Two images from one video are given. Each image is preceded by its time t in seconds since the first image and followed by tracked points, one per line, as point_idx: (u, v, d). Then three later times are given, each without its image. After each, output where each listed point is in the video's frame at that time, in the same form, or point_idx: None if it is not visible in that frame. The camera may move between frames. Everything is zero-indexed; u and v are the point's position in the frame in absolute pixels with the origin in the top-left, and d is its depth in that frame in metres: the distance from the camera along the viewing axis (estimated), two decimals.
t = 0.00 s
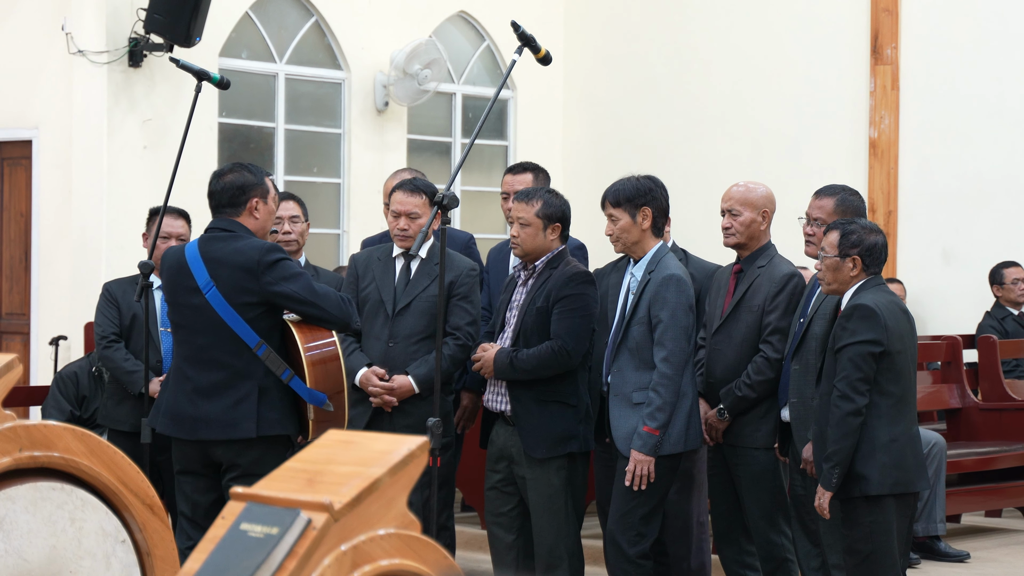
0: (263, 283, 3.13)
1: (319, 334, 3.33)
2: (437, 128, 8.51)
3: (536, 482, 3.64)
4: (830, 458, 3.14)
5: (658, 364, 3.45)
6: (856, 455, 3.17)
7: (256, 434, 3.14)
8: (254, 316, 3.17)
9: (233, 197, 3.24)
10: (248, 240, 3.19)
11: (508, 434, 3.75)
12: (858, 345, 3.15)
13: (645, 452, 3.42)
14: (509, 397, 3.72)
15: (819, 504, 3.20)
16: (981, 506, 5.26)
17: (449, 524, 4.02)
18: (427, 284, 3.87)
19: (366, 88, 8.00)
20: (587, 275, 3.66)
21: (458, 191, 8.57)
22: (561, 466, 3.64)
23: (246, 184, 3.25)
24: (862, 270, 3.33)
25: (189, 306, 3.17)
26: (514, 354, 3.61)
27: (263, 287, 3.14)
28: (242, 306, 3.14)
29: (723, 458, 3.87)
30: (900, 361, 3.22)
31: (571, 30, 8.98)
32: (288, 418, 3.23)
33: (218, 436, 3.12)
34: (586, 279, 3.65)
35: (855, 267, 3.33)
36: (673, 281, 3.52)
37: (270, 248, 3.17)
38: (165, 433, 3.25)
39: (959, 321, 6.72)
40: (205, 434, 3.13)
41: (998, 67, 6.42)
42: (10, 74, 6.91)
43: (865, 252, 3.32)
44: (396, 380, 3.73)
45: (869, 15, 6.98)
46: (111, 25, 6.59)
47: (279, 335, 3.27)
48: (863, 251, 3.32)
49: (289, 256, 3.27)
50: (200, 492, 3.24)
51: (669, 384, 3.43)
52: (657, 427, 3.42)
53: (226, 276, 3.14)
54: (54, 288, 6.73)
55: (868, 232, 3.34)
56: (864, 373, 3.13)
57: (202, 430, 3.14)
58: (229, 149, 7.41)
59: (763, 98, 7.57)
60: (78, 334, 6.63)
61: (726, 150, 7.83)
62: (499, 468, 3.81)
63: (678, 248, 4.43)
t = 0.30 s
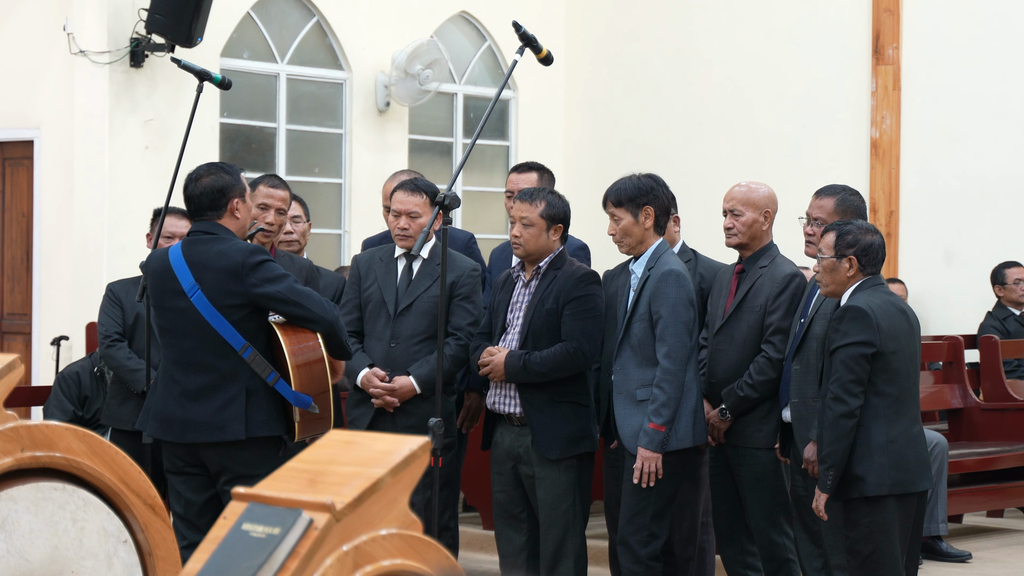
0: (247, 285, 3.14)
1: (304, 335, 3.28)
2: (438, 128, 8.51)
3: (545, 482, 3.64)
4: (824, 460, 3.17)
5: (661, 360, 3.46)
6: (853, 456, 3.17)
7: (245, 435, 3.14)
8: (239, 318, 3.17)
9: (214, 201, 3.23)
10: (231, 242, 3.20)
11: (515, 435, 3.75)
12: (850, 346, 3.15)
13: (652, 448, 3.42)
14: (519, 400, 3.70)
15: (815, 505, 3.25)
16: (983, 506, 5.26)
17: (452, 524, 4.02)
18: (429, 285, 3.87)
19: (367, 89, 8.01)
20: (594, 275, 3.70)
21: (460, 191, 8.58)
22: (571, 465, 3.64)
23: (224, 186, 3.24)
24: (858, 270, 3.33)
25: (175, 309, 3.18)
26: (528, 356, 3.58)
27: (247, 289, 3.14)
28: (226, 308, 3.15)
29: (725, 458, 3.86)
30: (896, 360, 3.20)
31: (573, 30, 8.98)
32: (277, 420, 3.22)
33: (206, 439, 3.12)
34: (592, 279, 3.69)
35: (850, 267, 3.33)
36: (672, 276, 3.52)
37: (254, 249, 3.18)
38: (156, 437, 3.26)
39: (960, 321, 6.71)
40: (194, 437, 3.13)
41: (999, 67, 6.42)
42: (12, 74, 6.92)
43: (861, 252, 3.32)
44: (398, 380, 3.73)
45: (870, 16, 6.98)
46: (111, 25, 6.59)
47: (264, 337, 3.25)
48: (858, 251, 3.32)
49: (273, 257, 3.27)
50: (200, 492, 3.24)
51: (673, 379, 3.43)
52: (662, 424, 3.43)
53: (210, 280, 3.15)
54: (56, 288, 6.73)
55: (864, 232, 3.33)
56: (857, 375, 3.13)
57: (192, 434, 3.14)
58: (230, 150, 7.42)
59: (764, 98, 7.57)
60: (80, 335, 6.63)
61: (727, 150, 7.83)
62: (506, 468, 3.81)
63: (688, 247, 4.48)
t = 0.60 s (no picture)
0: (235, 286, 3.14)
1: (295, 332, 3.33)
2: (439, 126, 8.51)
3: (544, 481, 3.64)
4: (825, 456, 3.17)
5: (664, 358, 3.46)
6: (853, 453, 3.18)
7: (237, 434, 3.15)
8: (228, 318, 3.17)
9: (205, 203, 3.21)
10: (216, 242, 3.19)
11: (514, 432, 3.75)
12: (851, 341, 3.15)
13: (657, 447, 3.42)
14: (519, 394, 3.70)
15: (816, 501, 3.25)
16: (984, 504, 5.25)
17: (452, 523, 4.02)
18: (429, 282, 3.88)
19: (368, 87, 8.01)
20: (599, 273, 3.69)
21: (461, 189, 8.58)
22: (570, 463, 3.64)
23: (214, 188, 3.23)
24: (858, 267, 3.33)
25: (165, 312, 3.17)
26: (531, 351, 3.58)
27: (235, 290, 3.14)
28: (215, 309, 3.15)
29: (727, 456, 3.86)
30: (896, 357, 3.20)
31: (574, 27, 8.98)
32: (269, 417, 3.24)
33: (198, 439, 3.12)
34: (598, 276, 3.68)
35: (850, 264, 3.33)
36: (673, 274, 3.52)
37: (240, 249, 3.18)
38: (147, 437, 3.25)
39: (962, 318, 6.70)
40: (187, 437, 3.13)
41: (1000, 65, 6.41)
42: (13, 72, 6.92)
43: (860, 249, 3.32)
44: (398, 376, 3.73)
45: (871, 14, 6.98)
46: (112, 24, 6.59)
47: (255, 336, 3.26)
48: (858, 248, 3.32)
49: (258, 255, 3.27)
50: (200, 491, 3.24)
51: (677, 377, 3.43)
52: (668, 422, 3.43)
53: (197, 281, 3.15)
54: (57, 286, 6.73)
55: (863, 229, 3.34)
56: (857, 370, 3.13)
57: (184, 434, 3.13)
58: (231, 148, 7.42)
59: (765, 96, 7.57)
60: (81, 334, 6.64)
61: (728, 148, 7.83)
62: (505, 466, 3.81)
63: (696, 246, 4.52)
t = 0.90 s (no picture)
0: (233, 283, 3.14)
1: (292, 328, 3.30)
2: (440, 124, 8.51)
3: (539, 477, 3.64)
4: (824, 449, 3.17)
5: (664, 359, 3.46)
6: (853, 447, 3.18)
7: (233, 431, 3.15)
8: (225, 316, 3.17)
9: (204, 202, 3.21)
10: (212, 240, 3.19)
11: (511, 429, 3.76)
12: (852, 335, 3.15)
13: (654, 446, 3.42)
14: (512, 388, 3.71)
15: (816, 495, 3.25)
16: (985, 501, 5.25)
17: (452, 519, 4.02)
18: (427, 276, 3.88)
19: (369, 85, 8.00)
20: (592, 267, 3.69)
21: (462, 187, 8.58)
22: (564, 460, 3.63)
23: (214, 187, 3.23)
24: (859, 264, 3.33)
25: (159, 310, 3.16)
26: (518, 346, 3.60)
27: (233, 287, 3.15)
28: (213, 306, 3.15)
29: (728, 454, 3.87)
30: (897, 353, 3.19)
31: (574, 24, 8.98)
32: (264, 413, 3.24)
33: (193, 436, 3.12)
34: (591, 271, 3.68)
35: (851, 260, 3.33)
36: (673, 275, 3.52)
37: (238, 246, 3.18)
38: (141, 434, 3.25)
39: (963, 314, 6.69)
40: (182, 434, 3.13)
41: (1000, 61, 6.41)
42: (13, 70, 6.92)
43: (861, 246, 3.32)
44: (396, 369, 3.72)
45: (871, 11, 6.98)
46: (112, 22, 6.59)
47: (251, 332, 3.26)
48: (858, 244, 3.32)
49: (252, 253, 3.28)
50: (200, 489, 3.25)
51: (675, 378, 3.43)
52: (665, 422, 3.43)
53: (195, 279, 3.14)
54: (58, 284, 6.73)
55: (865, 226, 3.33)
56: (858, 364, 3.14)
57: (179, 431, 3.13)
58: (232, 146, 7.41)
59: (766, 93, 7.56)
60: (83, 332, 6.64)
61: (728, 145, 7.82)
62: (503, 464, 3.81)
63: (700, 243, 4.52)
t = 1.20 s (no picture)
0: (240, 278, 3.16)
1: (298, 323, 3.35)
2: (441, 120, 8.51)
3: (536, 472, 3.65)
4: (821, 441, 3.17)
5: (659, 357, 3.45)
6: (850, 438, 3.18)
7: (235, 426, 3.15)
8: (230, 311, 3.18)
9: (213, 196, 3.23)
10: (218, 235, 3.20)
11: (511, 424, 3.78)
12: (852, 327, 3.15)
13: (648, 445, 3.42)
14: (509, 384, 3.73)
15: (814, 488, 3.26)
16: (986, 497, 5.25)
17: (453, 515, 4.02)
18: (426, 271, 3.88)
19: (370, 81, 8.00)
20: (585, 263, 3.64)
21: (462, 183, 8.57)
22: (561, 456, 3.63)
23: (223, 183, 3.26)
24: (863, 260, 3.32)
25: (162, 303, 3.15)
26: (510, 342, 3.63)
27: (241, 282, 3.16)
28: (218, 301, 3.16)
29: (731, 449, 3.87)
30: (898, 344, 3.19)
31: (574, 20, 8.96)
32: (267, 408, 3.26)
33: (194, 429, 3.11)
34: (584, 267, 3.63)
35: (855, 256, 3.32)
36: (669, 273, 3.52)
37: (244, 242, 3.20)
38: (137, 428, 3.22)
39: (965, 310, 6.68)
40: (181, 428, 3.12)
41: (1002, 56, 6.39)
42: (14, 67, 6.93)
43: (864, 242, 3.31)
44: (395, 362, 3.73)
45: (873, 6, 6.96)
46: (113, 19, 6.59)
47: (253, 328, 3.28)
48: (862, 240, 3.31)
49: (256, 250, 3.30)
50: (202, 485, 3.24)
51: (670, 377, 3.43)
52: (660, 420, 3.43)
53: (201, 274, 3.14)
54: (59, 281, 6.74)
55: (868, 223, 3.33)
56: (857, 356, 3.13)
57: (178, 425, 3.12)
58: (233, 143, 7.41)
59: (767, 89, 7.55)
60: (84, 329, 6.65)
61: (729, 141, 7.81)
62: (507, 458, 3.83)
63: (704, 240, 4.51)
